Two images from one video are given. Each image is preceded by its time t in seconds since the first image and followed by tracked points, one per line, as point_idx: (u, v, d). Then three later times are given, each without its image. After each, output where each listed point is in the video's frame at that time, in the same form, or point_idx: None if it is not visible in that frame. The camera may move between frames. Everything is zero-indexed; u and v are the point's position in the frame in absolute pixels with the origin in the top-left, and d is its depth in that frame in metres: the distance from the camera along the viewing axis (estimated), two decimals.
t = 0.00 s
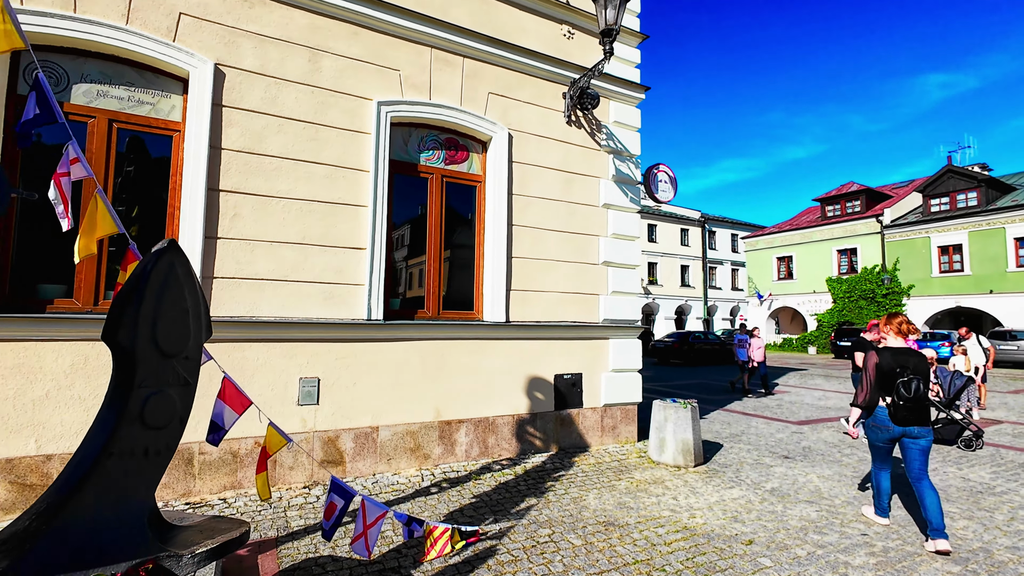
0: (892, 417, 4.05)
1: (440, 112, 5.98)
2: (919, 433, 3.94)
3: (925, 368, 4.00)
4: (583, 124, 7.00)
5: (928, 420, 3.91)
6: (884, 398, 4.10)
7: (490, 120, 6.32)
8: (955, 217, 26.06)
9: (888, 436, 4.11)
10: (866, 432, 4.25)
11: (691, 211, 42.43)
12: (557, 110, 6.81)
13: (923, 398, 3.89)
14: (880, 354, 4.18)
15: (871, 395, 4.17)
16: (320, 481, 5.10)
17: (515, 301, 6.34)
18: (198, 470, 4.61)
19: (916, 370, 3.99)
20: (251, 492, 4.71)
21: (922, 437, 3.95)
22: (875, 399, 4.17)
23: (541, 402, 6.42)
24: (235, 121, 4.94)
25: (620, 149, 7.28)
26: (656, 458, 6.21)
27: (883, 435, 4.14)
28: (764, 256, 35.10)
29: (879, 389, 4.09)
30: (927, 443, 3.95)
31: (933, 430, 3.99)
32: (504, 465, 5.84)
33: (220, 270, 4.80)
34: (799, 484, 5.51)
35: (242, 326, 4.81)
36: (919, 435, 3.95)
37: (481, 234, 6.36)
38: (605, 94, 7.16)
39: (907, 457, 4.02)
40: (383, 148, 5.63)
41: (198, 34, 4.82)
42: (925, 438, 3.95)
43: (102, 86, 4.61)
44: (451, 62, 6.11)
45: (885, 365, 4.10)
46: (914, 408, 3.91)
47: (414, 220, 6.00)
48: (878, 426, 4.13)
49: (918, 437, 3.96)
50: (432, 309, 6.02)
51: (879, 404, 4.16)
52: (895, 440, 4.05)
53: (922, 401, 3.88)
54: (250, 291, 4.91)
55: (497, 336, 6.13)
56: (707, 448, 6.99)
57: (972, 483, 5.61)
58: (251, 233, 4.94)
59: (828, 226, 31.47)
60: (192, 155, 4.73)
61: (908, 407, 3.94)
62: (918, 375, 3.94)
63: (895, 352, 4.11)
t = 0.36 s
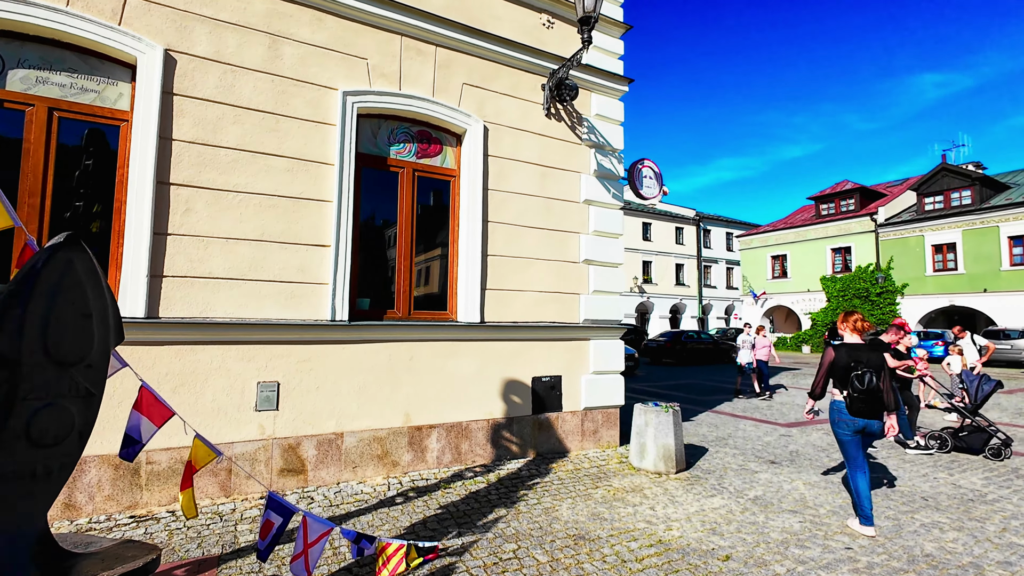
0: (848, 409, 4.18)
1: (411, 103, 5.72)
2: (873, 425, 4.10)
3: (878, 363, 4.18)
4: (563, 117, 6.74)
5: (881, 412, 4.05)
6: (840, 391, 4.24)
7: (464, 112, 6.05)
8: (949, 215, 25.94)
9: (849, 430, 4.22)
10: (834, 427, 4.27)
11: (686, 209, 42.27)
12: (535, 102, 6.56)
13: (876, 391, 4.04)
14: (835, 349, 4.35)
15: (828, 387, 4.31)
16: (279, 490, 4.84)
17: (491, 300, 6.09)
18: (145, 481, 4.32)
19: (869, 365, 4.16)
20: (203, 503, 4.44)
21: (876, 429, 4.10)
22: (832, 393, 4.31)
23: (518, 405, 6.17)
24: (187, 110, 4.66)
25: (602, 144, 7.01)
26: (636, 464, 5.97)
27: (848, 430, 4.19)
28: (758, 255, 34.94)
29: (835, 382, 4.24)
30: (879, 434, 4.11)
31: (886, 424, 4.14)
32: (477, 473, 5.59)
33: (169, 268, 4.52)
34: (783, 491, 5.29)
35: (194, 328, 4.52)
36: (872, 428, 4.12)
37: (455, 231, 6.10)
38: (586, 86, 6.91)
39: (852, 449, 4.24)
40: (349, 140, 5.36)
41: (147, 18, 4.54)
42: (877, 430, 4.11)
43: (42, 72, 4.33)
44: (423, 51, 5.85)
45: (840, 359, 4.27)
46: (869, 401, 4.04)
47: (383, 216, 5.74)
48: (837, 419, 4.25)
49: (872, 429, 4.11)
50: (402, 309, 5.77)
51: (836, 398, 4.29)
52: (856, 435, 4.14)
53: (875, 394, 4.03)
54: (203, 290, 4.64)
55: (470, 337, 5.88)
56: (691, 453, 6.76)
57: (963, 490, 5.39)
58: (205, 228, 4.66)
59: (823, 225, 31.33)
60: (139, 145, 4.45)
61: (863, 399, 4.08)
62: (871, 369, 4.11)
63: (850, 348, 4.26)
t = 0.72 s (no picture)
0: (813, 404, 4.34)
1: (376, 87, 5.41)
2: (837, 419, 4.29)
3: (839, 358, 4.34)
4: (540, 105, 6.47)
5: (842, 407, 4.27)
6: (805, 386, 4.37)
7: (434, 97, 5.76)
8: (938, 213, 25.94)
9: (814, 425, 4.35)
10: (799, 424, 4.40)
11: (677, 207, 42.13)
12: (510, 88, 6.27)
13: (838, 387, 4.22)
14: (802, 346, 4.42)
15: (794, 383, 4.42)
16: (230, 497, 4.54)
17: (462, 295, 5.81)
18: (79, 490, 4.00)
19: (833, 361, 4.29)
20: (143, 513, 4.12)
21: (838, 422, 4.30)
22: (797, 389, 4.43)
23: (491, 406, 5.89)
24: (128, 90, 4.32)
25: (581, 134, 6.75)
26: (614, 466, 5.72)
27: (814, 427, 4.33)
28: (749, 253, 34.86)
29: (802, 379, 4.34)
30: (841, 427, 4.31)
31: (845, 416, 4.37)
32: (446, 477, 5.31)
33: (108, 260, 4.19)
34: (765, 495, 5.05)
35: (135, 324, 4.20)
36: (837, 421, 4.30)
37: (425, 223, 5.81)
38: (564, 73, 6.65)
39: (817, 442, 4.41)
40: (309, 124, 5.05)
41: None
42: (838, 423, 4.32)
43: None
44: (389, 33, 5.54)
45: (806, 356, 4.36)
46: (832, 396, 4.23)
47: (347, 206, 5.43)
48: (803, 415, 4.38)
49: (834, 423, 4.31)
50: (368, 305, 5.48)
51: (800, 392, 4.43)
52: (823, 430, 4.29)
53: (838, 390, 4.21)
54: (146, 283, 4.32)
55: (440, 334, 5.60)
56: (672, 454, 6.52)
57: (951, 493, 5.18)
58: (147, 217, 4.34)
59: (813, 222, 31.29)
60: (74, 127, 4.11)
61: (826, 394, 4.26)
62: (835, 366, 4.26)
63: (816, 345, 4.36)
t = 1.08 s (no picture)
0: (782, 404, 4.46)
1: (337, 74, 5.07)
2: (804, 419, 4.40)
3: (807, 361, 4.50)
4: (515, 97, 6.15)
5: (810, 407, 4.38)
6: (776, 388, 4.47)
7: (401, 87, 5.42)
8: (923, 214, 26.08)
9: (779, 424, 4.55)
10: (762, 422, 4.67)
11: (665, 208, 42.09)
12: (483, 79, 5.95)
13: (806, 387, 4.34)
14: (772, 348, 4.56)
15: (764, 385, 4.54)
16: (170, 517, 4.17)
17: (430, 297, 5.48)
18: None
19: (802, 363, 4.45)
20: (67, 538, 3.74)
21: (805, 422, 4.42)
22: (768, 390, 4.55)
23: (461, 414, 5.57)
24: (53, 71, 3.93)
25: (559, 128, 6.47)
26: (590, 478, 5.42)
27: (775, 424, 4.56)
28: (736, 253, 34.88)
29: (771, 379, 4.49)
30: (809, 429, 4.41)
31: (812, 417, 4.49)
32: (410, 491, 4.98)
33: (29, 258, 3.80)
34: (747, 509, 4.78)
35: (59, 330, 3.81)
36: (804, 421, 4.41)
37: (391, 220, 5.48)
38: (541, 63, 6.35)
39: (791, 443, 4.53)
40: (261, 113, 4.69)
41: None
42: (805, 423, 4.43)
43: None
44: (352, 16, 5.20)
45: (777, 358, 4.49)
46: (800, 396, 4.35)
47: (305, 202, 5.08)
48: (771, 414, 4.58)
49: (801, 423, 4.43)
50: (328, 307, 5.13)
51: (771, 394, 4.58)
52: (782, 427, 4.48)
53: (807, 390, 4.33)
54: (74, 284, 3.93)
55: (406, 338, 5.27)
56: (652, 463, 6.24)
57: (940, 505, 4.95)
58: (76, 211, 3.95)
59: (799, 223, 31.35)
60: None
61: (795, 394, 4.38)
62: (804, 367, 4.40)
63: (785, 347, 4.51)
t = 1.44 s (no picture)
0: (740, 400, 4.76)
1: (294, 58, 4.77)
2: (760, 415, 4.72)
3: (765, 359, 4.77)
4: (488, 86, 5.90)
5: (766, 404, 4.67)
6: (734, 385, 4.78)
7: (365, 73, 5.14)
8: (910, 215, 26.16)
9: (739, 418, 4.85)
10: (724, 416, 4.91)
11: (655, 209, 42.01)
12: (454, 67, 5.69)
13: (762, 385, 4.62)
14: (733, 347, 4.85)
15: (725, 382, 4.84)
16: (101, 534, 3.84)
17: (396, 295, 5.19)
18: None
19: (759, 361, 4.73)
20: None
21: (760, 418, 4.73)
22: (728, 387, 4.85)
23: (429, 419, 5.28)
24: None
25: (535, 120, 6.20)
26: (564, 486, 5.16)
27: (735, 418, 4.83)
28: (726, 254, 34.85)
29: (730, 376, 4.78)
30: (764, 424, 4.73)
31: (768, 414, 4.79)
32: (371, 501, 4.67)
33: None
34: (726, 518, 4.53)
35: None
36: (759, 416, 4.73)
37: (355, 214, 5.19)
38: (515, 52, 6.10)
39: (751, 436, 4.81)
40: (210, 98, 4.39)
41: None
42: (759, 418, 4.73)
43: None
44: None
45: (736, 356, 4.79)
46: (756, 393, 4.65)
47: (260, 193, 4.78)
48: (730, 409, 4.87)
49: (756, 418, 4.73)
50: (284, 306, 4.82)
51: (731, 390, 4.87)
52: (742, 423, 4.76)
53: (762, 387, 4.62)
54: None
55: (369, 339, 4.98)
56: (631, 469, 5.99)
57: (928, 512, 4.74)
58: None
59: (788, 224, 31.37)
60: None
61: (752, 391, 4.67)
62: (760, 366, 4.69)
63: (745, 346, 4.81)
